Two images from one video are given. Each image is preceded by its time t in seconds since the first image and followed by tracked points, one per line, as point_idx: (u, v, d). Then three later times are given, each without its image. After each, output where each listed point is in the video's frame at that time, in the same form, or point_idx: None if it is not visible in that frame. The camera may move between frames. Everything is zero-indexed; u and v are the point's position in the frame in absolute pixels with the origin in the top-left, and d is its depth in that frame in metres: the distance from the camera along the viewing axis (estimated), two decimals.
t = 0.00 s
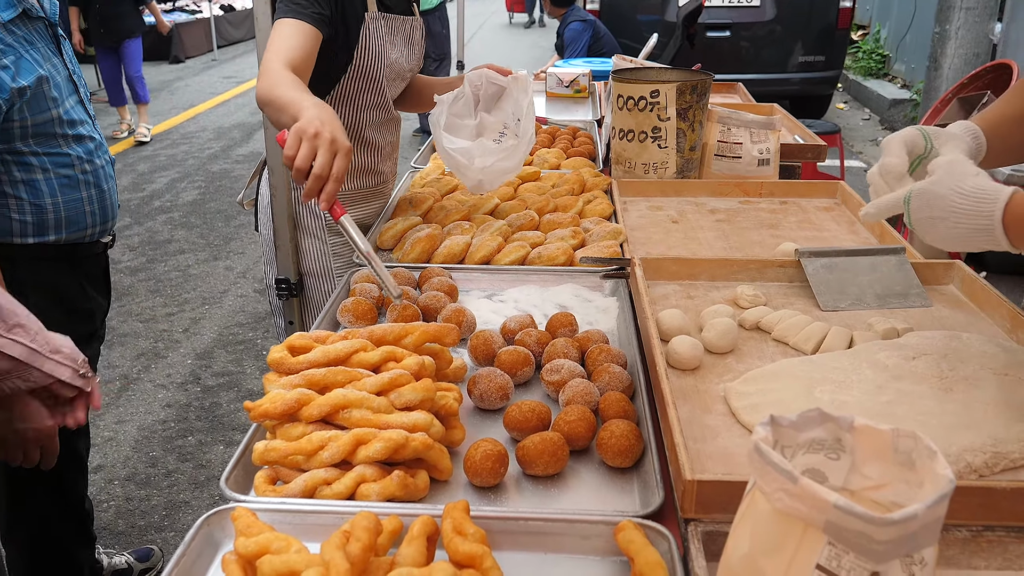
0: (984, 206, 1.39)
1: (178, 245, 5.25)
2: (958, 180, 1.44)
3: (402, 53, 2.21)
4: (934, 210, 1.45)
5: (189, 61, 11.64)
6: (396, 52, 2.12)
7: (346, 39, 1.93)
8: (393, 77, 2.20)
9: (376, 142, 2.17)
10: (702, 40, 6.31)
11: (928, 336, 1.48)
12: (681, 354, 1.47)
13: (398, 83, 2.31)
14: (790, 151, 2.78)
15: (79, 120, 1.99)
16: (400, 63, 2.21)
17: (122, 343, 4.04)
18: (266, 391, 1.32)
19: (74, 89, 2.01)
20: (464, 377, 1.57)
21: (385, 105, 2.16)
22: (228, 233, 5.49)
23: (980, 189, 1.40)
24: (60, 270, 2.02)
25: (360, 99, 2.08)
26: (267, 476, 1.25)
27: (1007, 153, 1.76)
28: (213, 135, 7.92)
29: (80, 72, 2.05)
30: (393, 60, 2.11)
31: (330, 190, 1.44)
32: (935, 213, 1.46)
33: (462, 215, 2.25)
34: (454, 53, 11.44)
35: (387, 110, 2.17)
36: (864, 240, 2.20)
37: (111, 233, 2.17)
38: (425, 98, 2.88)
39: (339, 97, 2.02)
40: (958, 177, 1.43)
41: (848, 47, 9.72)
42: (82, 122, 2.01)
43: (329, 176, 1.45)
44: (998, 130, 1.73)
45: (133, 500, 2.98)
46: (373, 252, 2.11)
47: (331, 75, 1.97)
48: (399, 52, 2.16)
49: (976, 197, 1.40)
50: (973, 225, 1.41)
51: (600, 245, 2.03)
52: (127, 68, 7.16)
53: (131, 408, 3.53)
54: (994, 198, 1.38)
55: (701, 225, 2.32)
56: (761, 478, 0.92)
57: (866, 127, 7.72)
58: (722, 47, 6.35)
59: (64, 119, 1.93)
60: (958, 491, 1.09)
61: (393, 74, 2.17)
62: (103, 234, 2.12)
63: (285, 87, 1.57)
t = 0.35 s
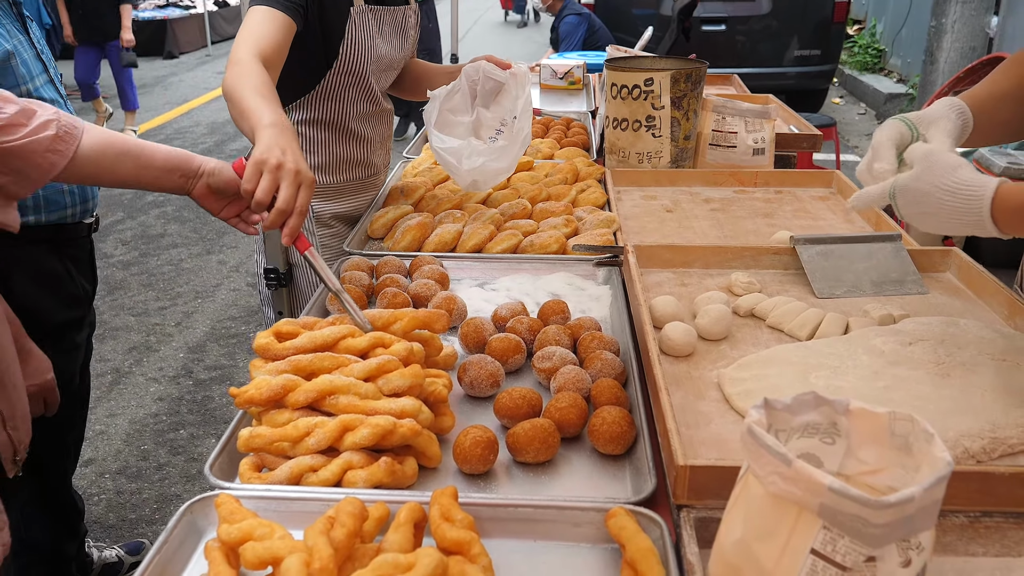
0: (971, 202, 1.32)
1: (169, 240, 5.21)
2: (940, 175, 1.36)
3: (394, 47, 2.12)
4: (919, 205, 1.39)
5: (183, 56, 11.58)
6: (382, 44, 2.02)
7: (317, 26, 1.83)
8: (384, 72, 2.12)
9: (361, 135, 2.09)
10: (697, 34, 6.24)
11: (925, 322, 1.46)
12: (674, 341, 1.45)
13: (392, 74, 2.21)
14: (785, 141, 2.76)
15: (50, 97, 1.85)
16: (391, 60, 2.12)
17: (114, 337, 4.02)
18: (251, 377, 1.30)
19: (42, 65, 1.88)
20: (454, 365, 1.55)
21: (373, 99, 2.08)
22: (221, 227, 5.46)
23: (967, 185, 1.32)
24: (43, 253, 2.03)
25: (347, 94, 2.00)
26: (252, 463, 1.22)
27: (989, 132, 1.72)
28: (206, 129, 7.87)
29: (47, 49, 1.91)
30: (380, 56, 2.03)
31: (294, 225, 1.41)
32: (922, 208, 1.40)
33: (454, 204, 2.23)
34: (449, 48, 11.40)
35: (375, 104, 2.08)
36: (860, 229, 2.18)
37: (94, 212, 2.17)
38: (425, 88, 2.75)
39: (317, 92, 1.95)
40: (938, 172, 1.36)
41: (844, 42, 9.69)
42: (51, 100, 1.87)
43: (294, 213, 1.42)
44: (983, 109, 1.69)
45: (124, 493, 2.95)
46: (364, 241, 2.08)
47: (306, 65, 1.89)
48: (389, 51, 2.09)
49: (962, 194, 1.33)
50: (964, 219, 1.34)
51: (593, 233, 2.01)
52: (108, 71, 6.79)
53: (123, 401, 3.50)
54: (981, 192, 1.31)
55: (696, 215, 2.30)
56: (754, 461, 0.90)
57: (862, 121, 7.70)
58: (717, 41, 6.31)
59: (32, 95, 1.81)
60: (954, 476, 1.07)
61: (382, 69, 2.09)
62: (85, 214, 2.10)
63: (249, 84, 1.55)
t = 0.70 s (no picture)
0: (976, 187, 1.28)
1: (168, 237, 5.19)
2: (938, 163, 1.32)
3: (383, 34, 2.07)
4: (920, 189, 1.37)
5: (181, 55, 11.54)
6: (374, 31, 2.00)
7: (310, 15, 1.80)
8: (374, 60, 2.07)
9: (352, 123, 2.06)
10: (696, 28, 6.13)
11: (924, 309, 1.43)
12: (668, 330, 1.42)
13: (384, 62, 2.18)
14: (784, 130, 2.73)
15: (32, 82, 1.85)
16: (381, 46, 2.07)
17: (110, 335, 3.99)
18: (235, 369, 1.27)
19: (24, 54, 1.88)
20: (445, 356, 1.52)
21: (364, 88, 2.04)
22: (219, 225, 5.43)
23: (969, 170, 1.29)
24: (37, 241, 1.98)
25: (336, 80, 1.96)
26: (236, 456, 1.19)
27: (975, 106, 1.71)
28: (205, 128, 7.85)
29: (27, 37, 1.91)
30: (370, 40, 1.99)
31: (280, 206, 1.37)
32: (920, 193, 1.37)
33: (448, 195, 2.20)
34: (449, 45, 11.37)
35: (366, 92, 2.05)
36: (859, 218, 2.14)
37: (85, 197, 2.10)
38: (421, 75, 2.70)
39: (305, 78, 1.92)
40: (937, 160, 1.32)
41: (845, 35, 9.67)
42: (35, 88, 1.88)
43: (280, 195, 1.39)
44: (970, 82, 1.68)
45: (119, 491, 2.93)
46: (355, 233, 2.05)
47: (297, 54, 1.85)
48: (379, 38, 2.04)
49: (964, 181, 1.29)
50: (968, 205, 1.30)
51: (587, 223, 1.98)
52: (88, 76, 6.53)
53: (120, 399, 3.48)
54: (987, 178, 1.27)
55: (693, 205, 2.27)
56: (747, 450, 0.86)
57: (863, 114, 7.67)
58: (717, 35, 6.26)
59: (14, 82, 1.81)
60: (953, 464, 1.04)
61: (372, 57, 2.05)
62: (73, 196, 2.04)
63: (239, 66, 1.52)
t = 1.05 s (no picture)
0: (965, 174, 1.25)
1: (173, 236, 5.18)
2: (929, 150, 1.30)
3: (381, 31, 2.07)
4: (911, 180, 1.33)
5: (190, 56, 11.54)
6: (368, 26, 2.00)
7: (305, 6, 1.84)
8: (368, 55, 2.07)
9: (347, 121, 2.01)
10: (704, 27, 6.15)
11: (924, 307, 1.39)
12: (660, 329, 1.38)
13: (381, 61, 2.19)
14: (787, 127, 2.69)
15: (25, 75, 1.77)
16: (377, 41, 2.07)
17: (113, 335, 3.97)
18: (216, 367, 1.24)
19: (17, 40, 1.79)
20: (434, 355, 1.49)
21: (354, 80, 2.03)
22: (224, 224, 5.42)
23: (959, 156, 1.27)
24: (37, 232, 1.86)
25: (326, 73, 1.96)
26: (214, 456, 1.17)
27: (949, 94, 1.75)
28: (212, 128, 7.85)
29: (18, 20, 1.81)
30: (365, 36, 1.99)
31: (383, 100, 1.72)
32: (913, 185, 1.34)
33: (443, 193, 2.17)
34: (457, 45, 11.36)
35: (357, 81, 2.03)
36: (862, 215, 2.11)
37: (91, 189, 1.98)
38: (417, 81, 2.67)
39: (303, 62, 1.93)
40: (928, 147, 1.30)
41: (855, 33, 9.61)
42: (28, 77, 1.79)
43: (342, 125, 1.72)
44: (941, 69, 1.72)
45: (117, 491, 2.90)
46: (349, 231, 2.02)
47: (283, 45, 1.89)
48: (375, 34, 2.05)
49: (955, 166, 1.27)
50: (958, 194, 1.27)
51: (584, 220, 1.95)
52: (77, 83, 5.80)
53: (121, 398, 3.47)
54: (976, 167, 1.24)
55: (693, 202, 2.23)
56: (731, 451, 0.83)
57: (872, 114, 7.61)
58: (725, 33, 6.21)
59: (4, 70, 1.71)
60: (949, 466, 1.00)
61: (366, 52, 2.05)
62: (75, 188, 1.91)
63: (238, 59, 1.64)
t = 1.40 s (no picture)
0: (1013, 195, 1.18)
1: (189, 233, 5.20)
2: (967, 169, 1.21)
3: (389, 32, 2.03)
4: (949, 206, 1.23)
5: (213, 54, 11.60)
6: (375, 27, 1.96)
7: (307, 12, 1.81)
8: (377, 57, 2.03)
9: (352, 122, 1.98)
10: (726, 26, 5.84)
11: (933, 320, 1.35)
12: (660, 339, 1.35)
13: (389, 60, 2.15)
14: (803, 130, 2.64)
15: (27, 73, 1.77)
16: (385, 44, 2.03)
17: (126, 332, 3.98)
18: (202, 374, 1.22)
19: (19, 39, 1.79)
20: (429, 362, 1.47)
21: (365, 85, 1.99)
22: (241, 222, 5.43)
23: (1000, 175, 1.19)
24: (38, 231, 1.83)
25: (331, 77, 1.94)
26: (198, 464, 1.15)
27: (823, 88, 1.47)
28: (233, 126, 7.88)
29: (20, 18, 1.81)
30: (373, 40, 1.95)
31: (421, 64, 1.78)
32: (949, 211, 1.23)
33: (449, 195, 2.14)
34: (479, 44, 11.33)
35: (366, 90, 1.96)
36: (877, 222, 2.06)
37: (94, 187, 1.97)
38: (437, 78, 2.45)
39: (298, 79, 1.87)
40: (967, 166, 1.20)
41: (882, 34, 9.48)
42: (30, 75, 1.79)
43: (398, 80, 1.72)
44: (817, 68, 1.46)
45: (125, 489, 2.90)
46: (352, 233, 2.00)
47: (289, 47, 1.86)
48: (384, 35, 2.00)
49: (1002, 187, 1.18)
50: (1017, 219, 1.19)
51: (589, 225, 1.91)
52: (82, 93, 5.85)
53: (132, 396, 3.47)
54: None
55: (704, 207, 2.19)
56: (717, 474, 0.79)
57: (898, 115, 7.50)
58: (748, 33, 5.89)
59: (4, 68, 1.72)
60: (952, 490, 0.96)
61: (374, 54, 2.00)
62: (78, 187, 1.90)
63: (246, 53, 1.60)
